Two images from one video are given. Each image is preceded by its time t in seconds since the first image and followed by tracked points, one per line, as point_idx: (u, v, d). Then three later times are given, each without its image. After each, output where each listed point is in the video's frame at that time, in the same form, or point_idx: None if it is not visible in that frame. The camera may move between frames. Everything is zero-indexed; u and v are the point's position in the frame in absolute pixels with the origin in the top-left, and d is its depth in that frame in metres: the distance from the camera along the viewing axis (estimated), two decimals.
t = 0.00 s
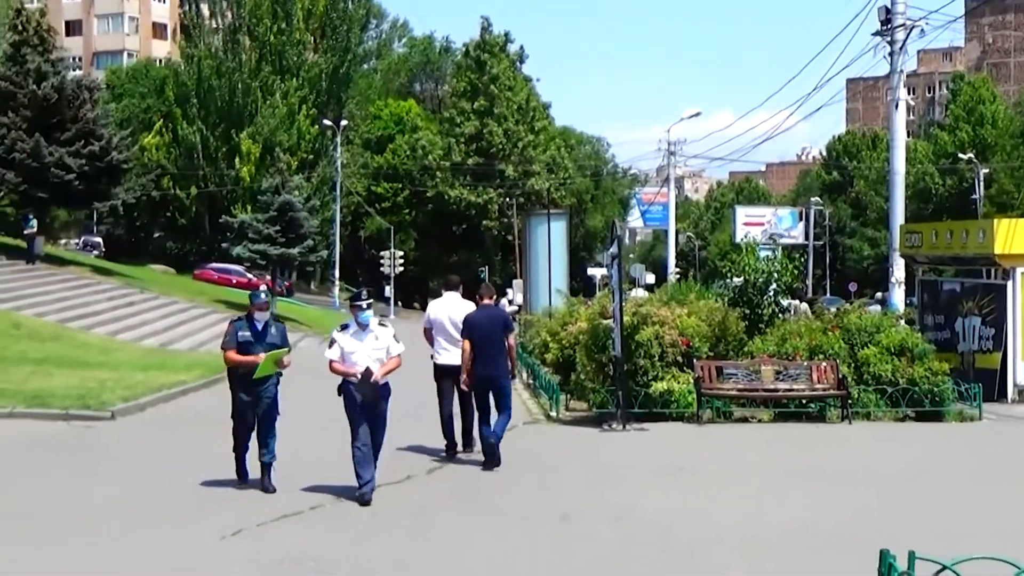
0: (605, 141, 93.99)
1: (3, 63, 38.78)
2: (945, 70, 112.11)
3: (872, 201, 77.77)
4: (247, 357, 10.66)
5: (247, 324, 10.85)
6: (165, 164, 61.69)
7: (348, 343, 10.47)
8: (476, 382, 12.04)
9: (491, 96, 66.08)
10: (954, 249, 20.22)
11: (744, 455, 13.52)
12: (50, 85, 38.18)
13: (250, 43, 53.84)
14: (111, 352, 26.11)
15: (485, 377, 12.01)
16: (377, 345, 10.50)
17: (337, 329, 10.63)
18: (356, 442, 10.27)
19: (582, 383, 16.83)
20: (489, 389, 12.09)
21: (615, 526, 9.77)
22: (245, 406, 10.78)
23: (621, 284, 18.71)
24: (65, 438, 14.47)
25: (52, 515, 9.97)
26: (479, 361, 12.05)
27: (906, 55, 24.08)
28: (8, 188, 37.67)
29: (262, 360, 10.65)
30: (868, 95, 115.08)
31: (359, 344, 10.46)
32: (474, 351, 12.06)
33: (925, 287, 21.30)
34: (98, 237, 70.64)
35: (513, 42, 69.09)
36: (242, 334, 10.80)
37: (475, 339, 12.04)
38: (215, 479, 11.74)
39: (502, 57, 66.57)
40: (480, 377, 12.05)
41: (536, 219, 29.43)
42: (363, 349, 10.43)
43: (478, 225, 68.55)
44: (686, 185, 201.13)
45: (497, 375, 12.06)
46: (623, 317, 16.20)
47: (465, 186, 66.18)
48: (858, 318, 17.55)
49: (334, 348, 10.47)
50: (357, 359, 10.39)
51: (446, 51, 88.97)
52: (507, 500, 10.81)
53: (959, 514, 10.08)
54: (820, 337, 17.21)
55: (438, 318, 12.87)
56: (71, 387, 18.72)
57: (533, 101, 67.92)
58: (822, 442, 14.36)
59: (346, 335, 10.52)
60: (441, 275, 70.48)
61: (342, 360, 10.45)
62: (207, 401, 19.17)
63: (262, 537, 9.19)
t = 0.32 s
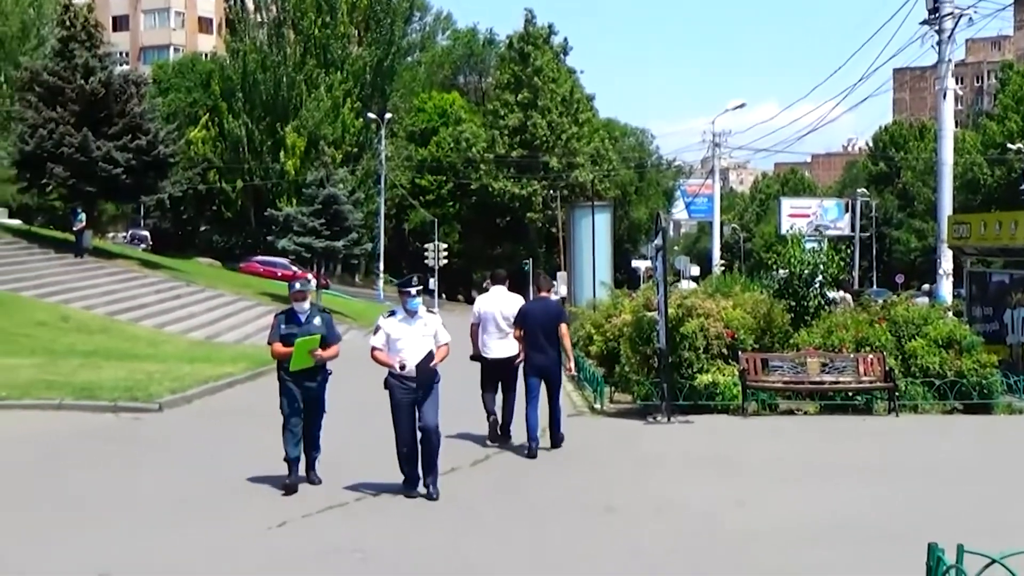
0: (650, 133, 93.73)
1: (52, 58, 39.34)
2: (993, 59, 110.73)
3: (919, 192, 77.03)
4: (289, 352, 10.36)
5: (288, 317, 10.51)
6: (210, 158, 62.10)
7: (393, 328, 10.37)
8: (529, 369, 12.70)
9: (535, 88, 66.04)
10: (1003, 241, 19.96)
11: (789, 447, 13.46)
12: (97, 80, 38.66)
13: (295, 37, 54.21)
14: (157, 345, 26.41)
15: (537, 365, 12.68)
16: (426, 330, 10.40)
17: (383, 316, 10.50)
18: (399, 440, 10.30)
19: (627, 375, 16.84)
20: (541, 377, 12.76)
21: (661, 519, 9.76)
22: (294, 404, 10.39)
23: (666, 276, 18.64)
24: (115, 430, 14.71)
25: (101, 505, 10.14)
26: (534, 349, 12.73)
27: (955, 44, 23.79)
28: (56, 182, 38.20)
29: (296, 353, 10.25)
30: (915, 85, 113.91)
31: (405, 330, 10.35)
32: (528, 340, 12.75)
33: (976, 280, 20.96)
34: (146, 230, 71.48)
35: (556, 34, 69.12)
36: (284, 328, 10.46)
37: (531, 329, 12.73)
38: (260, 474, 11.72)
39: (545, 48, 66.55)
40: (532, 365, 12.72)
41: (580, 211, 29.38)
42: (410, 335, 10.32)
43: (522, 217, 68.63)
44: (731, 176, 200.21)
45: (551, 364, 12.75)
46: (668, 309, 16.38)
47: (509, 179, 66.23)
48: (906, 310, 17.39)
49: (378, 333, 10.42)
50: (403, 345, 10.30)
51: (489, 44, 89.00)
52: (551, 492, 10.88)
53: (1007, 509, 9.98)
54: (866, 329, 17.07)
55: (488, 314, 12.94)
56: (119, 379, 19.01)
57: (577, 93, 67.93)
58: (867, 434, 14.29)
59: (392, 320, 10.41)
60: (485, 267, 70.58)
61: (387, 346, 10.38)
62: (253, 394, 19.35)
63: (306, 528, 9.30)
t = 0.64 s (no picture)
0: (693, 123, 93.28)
1: (98, 53, 39.80)
2: None
3: (966, 182, 76.20)
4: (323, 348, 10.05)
5: (322, 313, 10.22)
6: (255, 151, 62.21)
7: (446, 329, 9.92)
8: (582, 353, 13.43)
9: (577, 79, 65.89)
10: None
11: (834, 439, 13.40)
12: (142, 75, 38.99)
13: (337, 30, 54.69)
14: (203, 337, 26.68)
15: (591, 349, 13.41)
16: (478, 337, 9.93)
17: (437, 313, 10.06)
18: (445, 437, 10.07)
19: (670, 366, 16.80)
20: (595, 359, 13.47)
21: (704, 510, 9.76)
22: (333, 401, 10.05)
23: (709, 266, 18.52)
24: (161, 421, 14.89)
25: (148, 495, 10.30)
26: (588, 332, 13.43)
27: (1002, 32, 23.53)
28: (102, 176, 38.66)
29: (328, 350, 9.91)
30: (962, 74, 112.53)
31: (457, 334, 9.90)
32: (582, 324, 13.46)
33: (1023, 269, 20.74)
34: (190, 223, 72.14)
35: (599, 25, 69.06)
36: (319, 323, 10.17)
37: (586, 313, 13.46)
38: (298, 471, 11.52)
39: (588, 40, 66.11)
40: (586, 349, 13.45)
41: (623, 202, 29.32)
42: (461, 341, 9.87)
43: (564, 209, 68.65)
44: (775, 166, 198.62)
45: (601, 348, 13.46)
46: (712, 300, 16.14)
47: (551, 170, 66.27)
48: (952, 301, 17.19)
49: (429, 329, 9.98)
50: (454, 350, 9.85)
51: (532, 35, 88.89)
52: (595, 483, 10.92)
53: None
54: (912, 321, 16.93)
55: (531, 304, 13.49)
56: (164, 371, 19.24)
57: (620, 84, 67.84)
58: (913, 426, 14.21)
59: (447, 322, 9.95)
60: (528, 258, 70.65)
61: (436, 347, 9.95)
62: (297, 385, 19.53)
63: (349, 519, 9.37)
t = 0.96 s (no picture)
0: (731, 114, 92.65)
1: (137, 47, 40.17)
2: None
3: (1008, 173, 75.34)
4: (355, 340, 9.65)
5: (358, 303, 9.82)
6: (292, 144, 62.57)
7: (481, 312, 9.82)
8: (626, 346, 13.67)
9: (615, 71, 65.59)
10: None
11: (871, 432, 13.34)
12: (181, 68, 39.30)
13: (376, 23, 55.63)
14: (241, 328, 26.89)
15: (633, 342, 13.64)
16: (515, 320, 9.78)
17: (472, 299, 9.93)
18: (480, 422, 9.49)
19: (707, 358, 16.74)
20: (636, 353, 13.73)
21: (742, 502, 9.75)
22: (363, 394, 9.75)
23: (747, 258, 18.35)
24: (200, 412, 15.08)
25: (189, 486, 10.42)
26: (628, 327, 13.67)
27: None
28: (142, 169, 39.04)
29: (366, 340, 9.55)
30: (1004, 63, 111.06)
31: (491, 315, 9.78)
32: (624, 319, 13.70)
33: None
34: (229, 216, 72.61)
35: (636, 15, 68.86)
36: (351, 314, 9.78)
37: (629, 307, 13.71)
38: (330, 467, 11.31)
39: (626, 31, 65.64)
40: (628, 343, 13.68)
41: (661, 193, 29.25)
42: (496, 324, 9.73)
43: (601, 200, 68.55)
44: (813, 158, 197.63)
45: (644, 342, 13.69)
46: (749, 292, 16.13)
47: (588, 162, 66.54)
48: (992, 292, 17.02)
49: (466, 312, 9.91)
50: (491, 334, 9.68)
51: (569, 27, 88.60)
52: (631, 475, 10.92)
53: None
54: (952, 313, 16.80)
55: (557, 295, 14.01)
56: (203, 362, 19.45)
57: (657, 76, 67.64)
58: (953, 418, 14.12)
59: (480, 304, 9.84)
60: (565, 250, 70.71)
61: (474, 330, 9.80)
62: (334, 377, 19.65)
63: (386, 509, 9.45)
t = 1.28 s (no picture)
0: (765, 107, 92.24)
1: (172, 41, 40.46)
2: None
3: None
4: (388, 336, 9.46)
5: (393, 295, 9.62)
6: (326, 138, 61.67)
7: (504, 320, 9.51)
8: (658, 334, 14.05)
9: (648, 64, 65.52)
10: None
11: (906, 426, 13.29)
12: (215, 62, 39.57)
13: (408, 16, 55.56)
14: (275, 321, 27.09)
15: (665, 331, 14.04)
16: (538, 324, 9.44)
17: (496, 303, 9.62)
18: (512, 428, 9.21)
19: (740, 352, 16.79)
20: (667, 342, 14.12)
21: (774, 495, 9.78)
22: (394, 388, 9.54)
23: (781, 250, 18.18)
24: (234, 404, 15.20)
25: (224, 477, 10.54)
26: (662, 318, 14.06)
27: None
28: (177, 162, 39.31)
29: (396, 337, 9.38)
30: None
31: (514, 321, 9.47)
32: (657, 308, 14.09)
33: None
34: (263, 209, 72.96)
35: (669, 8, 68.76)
36: (386, 306, 9.58)
37: (663, 297, 14.09)
38: (363, 468, 10.99)
39: (659, 24, 65.89)
40: (660, 332, 14.06)
41: (694, 186, 29.16)
42: (520, 328, 9.43)
43: (634, 193, 68.46)
44: (847, 152, 196.23)
45: (677, 332, 14.12)
46: (782, 285, 16.09)
47: (621, 155, 66.18)
48: None
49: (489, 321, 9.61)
50: (516, 340, 9.39)
51: (602, 20, 88.40)
52: (663, 468, 10.95)
53: None
54: (987, 306, 16.78)
55: (588, 288, 14.05)
56: (237, 355, 19.58)
57: (691, 69, 67.51)
58: (987, 413, 14.08)
59: (501, 311, 9.51)
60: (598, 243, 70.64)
61: (502, 337, 9.52)
62: (367, 370, 19.77)
63: (419, 501, 9.53)
